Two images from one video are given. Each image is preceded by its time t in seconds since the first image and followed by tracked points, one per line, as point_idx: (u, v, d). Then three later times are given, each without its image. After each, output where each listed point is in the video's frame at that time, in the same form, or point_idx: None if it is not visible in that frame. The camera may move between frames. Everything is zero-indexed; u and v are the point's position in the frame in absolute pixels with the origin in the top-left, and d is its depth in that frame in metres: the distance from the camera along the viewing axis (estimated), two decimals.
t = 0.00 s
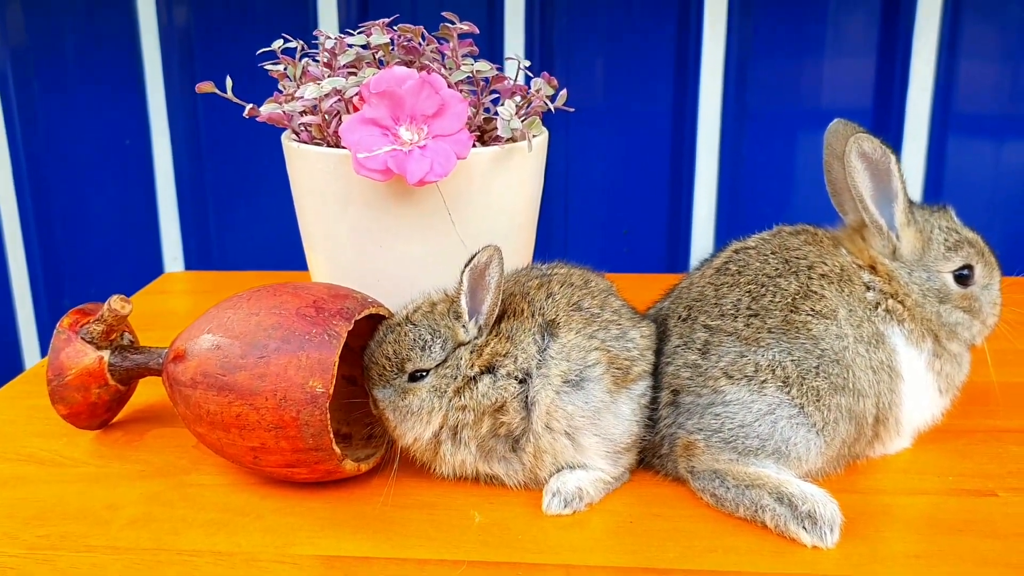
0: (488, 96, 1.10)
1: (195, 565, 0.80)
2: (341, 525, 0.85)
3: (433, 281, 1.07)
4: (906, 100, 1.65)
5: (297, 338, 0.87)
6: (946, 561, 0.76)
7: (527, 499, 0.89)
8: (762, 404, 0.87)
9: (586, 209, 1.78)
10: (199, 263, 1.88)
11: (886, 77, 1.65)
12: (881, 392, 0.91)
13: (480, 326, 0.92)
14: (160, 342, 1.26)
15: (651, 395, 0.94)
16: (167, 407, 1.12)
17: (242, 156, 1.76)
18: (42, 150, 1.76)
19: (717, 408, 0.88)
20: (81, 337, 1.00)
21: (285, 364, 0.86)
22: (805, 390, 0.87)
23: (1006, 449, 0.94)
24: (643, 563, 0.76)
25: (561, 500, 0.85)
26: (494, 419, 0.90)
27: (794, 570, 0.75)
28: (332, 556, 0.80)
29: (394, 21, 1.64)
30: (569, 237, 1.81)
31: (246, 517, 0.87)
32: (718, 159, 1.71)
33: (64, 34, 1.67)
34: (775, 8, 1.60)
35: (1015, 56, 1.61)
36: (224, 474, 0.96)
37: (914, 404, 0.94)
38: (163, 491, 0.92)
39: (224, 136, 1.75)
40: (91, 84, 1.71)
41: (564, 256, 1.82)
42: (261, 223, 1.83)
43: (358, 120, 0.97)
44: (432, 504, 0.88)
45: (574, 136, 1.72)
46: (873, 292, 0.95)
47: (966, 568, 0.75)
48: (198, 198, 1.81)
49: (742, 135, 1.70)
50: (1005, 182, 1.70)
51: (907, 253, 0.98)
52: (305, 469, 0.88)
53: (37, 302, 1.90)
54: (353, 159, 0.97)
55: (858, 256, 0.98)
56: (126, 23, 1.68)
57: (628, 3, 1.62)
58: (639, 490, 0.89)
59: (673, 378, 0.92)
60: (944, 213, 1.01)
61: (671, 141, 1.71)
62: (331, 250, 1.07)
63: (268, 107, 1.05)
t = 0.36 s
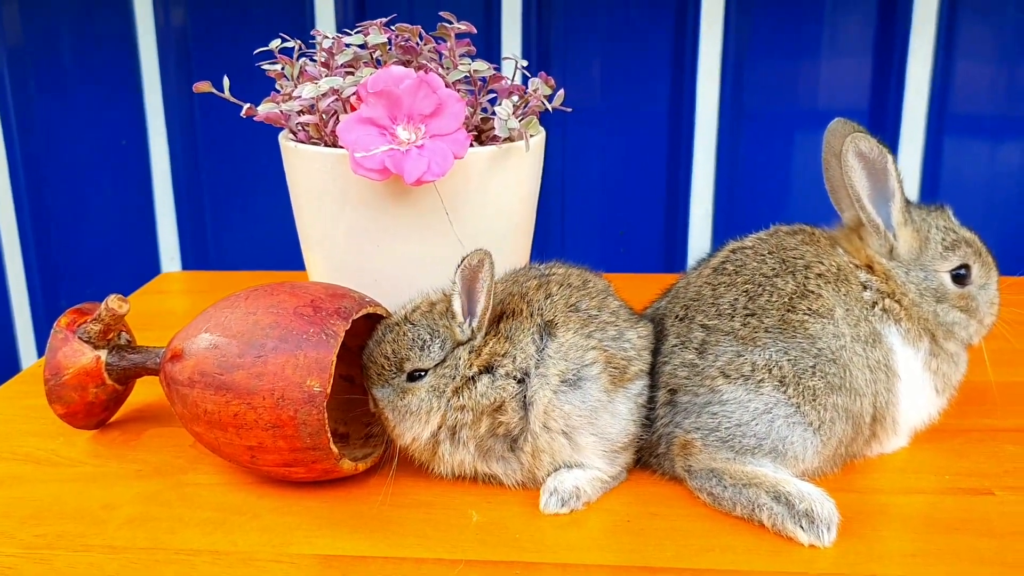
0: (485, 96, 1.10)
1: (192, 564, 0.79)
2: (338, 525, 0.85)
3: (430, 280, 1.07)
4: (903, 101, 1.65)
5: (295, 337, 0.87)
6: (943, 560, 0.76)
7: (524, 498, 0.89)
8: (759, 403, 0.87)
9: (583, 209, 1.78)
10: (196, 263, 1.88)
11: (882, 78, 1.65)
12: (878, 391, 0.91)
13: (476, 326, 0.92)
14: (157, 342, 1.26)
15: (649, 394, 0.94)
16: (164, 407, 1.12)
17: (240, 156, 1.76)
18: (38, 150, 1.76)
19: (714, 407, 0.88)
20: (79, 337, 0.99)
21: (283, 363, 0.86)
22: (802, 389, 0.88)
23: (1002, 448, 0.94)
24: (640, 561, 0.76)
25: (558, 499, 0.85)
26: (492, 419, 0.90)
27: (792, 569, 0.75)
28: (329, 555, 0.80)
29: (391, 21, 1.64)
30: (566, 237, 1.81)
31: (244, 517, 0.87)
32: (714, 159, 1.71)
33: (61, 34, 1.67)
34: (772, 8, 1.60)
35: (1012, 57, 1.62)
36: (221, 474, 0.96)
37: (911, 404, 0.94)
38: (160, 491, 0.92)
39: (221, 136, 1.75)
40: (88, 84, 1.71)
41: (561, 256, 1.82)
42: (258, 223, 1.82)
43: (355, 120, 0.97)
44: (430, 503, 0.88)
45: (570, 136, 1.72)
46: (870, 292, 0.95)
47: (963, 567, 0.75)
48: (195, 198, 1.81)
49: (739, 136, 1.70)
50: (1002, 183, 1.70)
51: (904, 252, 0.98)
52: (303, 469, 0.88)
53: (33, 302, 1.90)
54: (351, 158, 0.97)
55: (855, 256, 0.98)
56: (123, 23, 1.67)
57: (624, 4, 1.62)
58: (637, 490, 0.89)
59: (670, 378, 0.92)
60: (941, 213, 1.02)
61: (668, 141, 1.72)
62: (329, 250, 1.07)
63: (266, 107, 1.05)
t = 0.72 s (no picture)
0: (485, 101, 1.11)
1: (194, 567, 0.80)
2: (340, 528, 0.86)
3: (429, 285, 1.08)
4: (899, 105, 1.66)
5: (296, 341, 0.88)
6: (939, 563, 0.76)
7: (524, 502, 0.90)
8: (757, 407, 0.88)
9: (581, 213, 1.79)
10: (196, 266, 1.88)
11: (879, 83, 1.66)
12: (875, 395, 0.92)
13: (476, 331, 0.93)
14: (157, 346, 1.27)
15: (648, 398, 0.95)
16: (165, 411, 1.12)
17: (239, 159, 1.76)
18: (38, 154, 1.76)
19: (713, 411, 0.89)
20: (80, 341, 1.00)
21: (284, 367, 0.86)
22: (800, 393, 0.88)
23: (999, 452, 0.95)
24: (639, 565, 0.77)
25: (558, 502, 0.86)
26: (491, 423, 0.91)
27: (789, 571, 0.76)
28: (330, 558, 0.80)
29: (390, 26, 1.65)
30: (564, 240, 1.81)
31: (245, 520, 0.88)
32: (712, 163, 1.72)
33: (61, 37, 1.68)
34: (769, 14, 1.62)
35: (1008, 62, 1.63)
36: (222, 477, 0.97)
37: (908, 407, 0.95)
38: (162, 494, 0.93)
39: (220, 140, 1.75)
40: (88, 87, 1.72)
41: (559, 260, 1.82)
42: (257, 226, 1.83)
43: (356, 125, 0.98)
44: (431, 507, 0.89)
45: (568, 140, 1.73)
46: (867, 296, 0.95)
47: (960, 570, 0.75)
48: (195, 201, 1.81)
49: (736, 140, 1.71)
50: (998, 188, 1.71)
51: (901, 257, 0.98)
52: (304, 472, 0.89)
53: (32, 304, 1.90)
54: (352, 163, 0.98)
55: (853, 260, 0.99)
56: (122, 27, 1.68)
57: (622, 9, 1.63)
58: (636, 493, 0.90)
59: (669, 382, 0.93)
60: (938, 218, 1.02)
61: (666, 145, 1.72)
62: (329, 254, 1.07)
63: (266, 112, 1.06)
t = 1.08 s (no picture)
0: (484, 102, 1.11)
1: (194, 568, 0.80)
2: (340, 529, 0.86)
3: (428, 286, 1.08)
4: (896, 107, 1.66)
5: (296, 342, 0.88)
6: (937, 564, 0.76)
7: (523, 503, 0.90)
8: (756, 409, 0.88)
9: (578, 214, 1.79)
10: (193, 267, 1.88)
11: (876, 84, 1.66)
12: (873, 397, 0.92)
13: (475, 333, 0.93)
14: (155, 346, 1.27)
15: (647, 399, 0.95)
16: (164, 412, 1.12)
17: (237, 160, 1.76)
18: (35, 155, 1.76)
19: (712, 413, 0.89)
20: (79, 342, 1.00)
21: (284, 368, 0.86)
22: (799, 395, 0.88)
23: (996, 453, 0.95)
24: (639, 566, 0.77)
25: (557, 504, 0.86)
26: (491, 424, 0.91)
27: (789, 573, 0.76)
28: (330, 559, 0.81)
29: (388, 28, 1.65)
30: (562, 241, 1.81)
31: (245, 521, 0.88)
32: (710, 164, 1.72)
33: (59, 38, 1.68)
34: (767, 16, 1.62)
35: (1005, 64, 1.63)
36: (221, 478, 0.97)
37: (906, 409, 0.95)
38: (161, 495, 0.93)
39: (218, 140, 1.75)
40: (86, 88, 1.72)
41: (556, 261, 1.82)
42: (255, 227, 1.83)
43: (355, 126, 0.98)
44: (430, 508, 0.89)
45: (566, 141, 1.73)
46: (865, 298, 0.96)
47: (958, 571, 0.75)
48: (193, 202, 1.81)
49: (734, 141, 1.71)
50: (994, 189, 1.72)
51: (899, 258, 0.99)
52: (303, 473, 0.89)
53: (29, 305, 1.90)
54: (351, 165, 0.98)
55: (851, 262, 0.99)
56: (120, 28, 1.68)
57: (620, 10, 1.63)
58: (635, 494, 0.90)
59: (668, 383, 0.93)
60: (936, 220, 1.03)
61: (664, 146, 1.72)
62: (327, 255, 1.07)
63: (265, 113, 1.06)
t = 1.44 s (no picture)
0: (472, 103, 1.11)
1: (181, 569, 0.80)
2: (328, 529, 0.86)
3: (416, 287, 1.08)
4: (886, 107, 1.67)
5: (283, 343, 0.88)
6: (922, 563, 0.77)
7: (511, 503, 0.90)
8: (742, 409, 0.88)
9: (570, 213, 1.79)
10: (184, 267, 1.87)
11: (866, 85, 1.67)
12: (859, 396, 0.93)
13: (463, 333, 0.93)
14: (144, 347, 1.27)
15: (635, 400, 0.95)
16: (152, 413, 1.12)
17: (228, 160, 1.76)
18: (25, 155, 1.75)
19: (698, 413, 0.89)
20: (67, 343, 0.99)
21: (271, 369, 0.86)
22: (785, 394, 0.89)
23: (982, 452, 0.96)
24: (625, 565, 0.77)
25: (545, 504, 0.86)
26: (479, 425, 0.91)
27: (774, 571, 0.76)
28: (317, 560, 0.81)
29: (380, 28, 1.65)
30: (553, 241, 1.81)
31: (232, 521, 0.88)
32: (701, 165, 1.73)
33: (49, 37, 1.67)
34: (758, 16, 1.62)
35: (994, 64, 1.64)
36: (209, 479, 0.97)
37: (893, 408, 0.96)
38: (149, 496, 0.93)
39: (209, 140, 1.75)
40: (76, 87, 1.71)
41: (548, 261, 1.82)
42: (246, 227, 1.83)
43: (343, 126, 0.98)
44: (418, 508, 0.89)
45: (558, 141, 1.73)
46: (851, 298, 0.96)
47: (942, 569, 0.76)
48: (184, 202, 1.81)
49: (725, 141, 1.72)
50: (984, 189, 1.72)
51: (886, 258, 0.99)
52: (291, 474, 0.89)
53: (19, 306, 1.89)
54: (338, 165, 0.98)
55: (838, 262, 0.99)
56: (111, 27, 1.68)
57: (611, 10, 1.63)
58: (622, 494, 0.90)
59: (655, 384, 0.94)
60: (921, 219, 1.03)
61: (655, 146, 1.73)
62: (316, 256, 1.07)
63: (253, 114, 1.06)
